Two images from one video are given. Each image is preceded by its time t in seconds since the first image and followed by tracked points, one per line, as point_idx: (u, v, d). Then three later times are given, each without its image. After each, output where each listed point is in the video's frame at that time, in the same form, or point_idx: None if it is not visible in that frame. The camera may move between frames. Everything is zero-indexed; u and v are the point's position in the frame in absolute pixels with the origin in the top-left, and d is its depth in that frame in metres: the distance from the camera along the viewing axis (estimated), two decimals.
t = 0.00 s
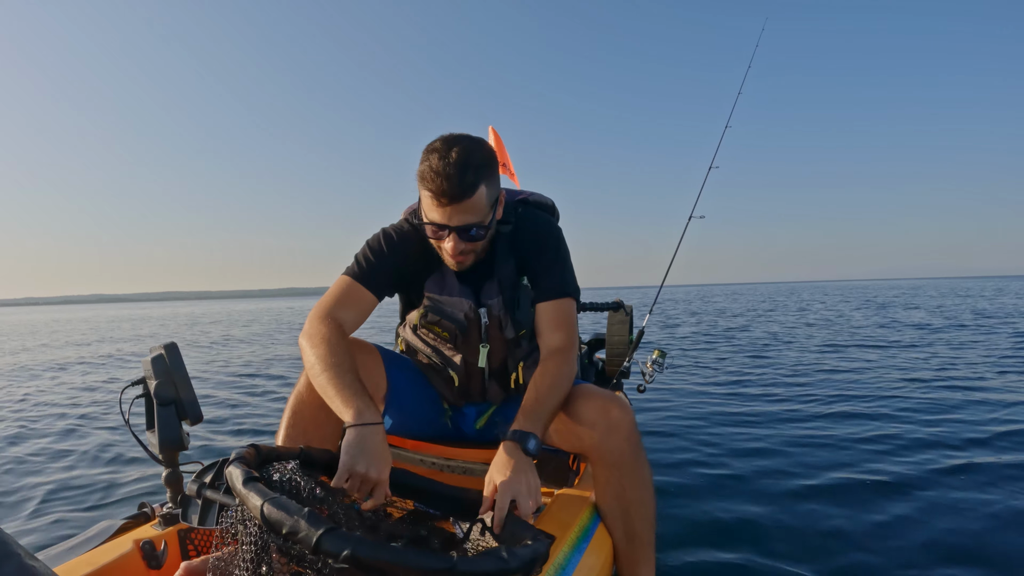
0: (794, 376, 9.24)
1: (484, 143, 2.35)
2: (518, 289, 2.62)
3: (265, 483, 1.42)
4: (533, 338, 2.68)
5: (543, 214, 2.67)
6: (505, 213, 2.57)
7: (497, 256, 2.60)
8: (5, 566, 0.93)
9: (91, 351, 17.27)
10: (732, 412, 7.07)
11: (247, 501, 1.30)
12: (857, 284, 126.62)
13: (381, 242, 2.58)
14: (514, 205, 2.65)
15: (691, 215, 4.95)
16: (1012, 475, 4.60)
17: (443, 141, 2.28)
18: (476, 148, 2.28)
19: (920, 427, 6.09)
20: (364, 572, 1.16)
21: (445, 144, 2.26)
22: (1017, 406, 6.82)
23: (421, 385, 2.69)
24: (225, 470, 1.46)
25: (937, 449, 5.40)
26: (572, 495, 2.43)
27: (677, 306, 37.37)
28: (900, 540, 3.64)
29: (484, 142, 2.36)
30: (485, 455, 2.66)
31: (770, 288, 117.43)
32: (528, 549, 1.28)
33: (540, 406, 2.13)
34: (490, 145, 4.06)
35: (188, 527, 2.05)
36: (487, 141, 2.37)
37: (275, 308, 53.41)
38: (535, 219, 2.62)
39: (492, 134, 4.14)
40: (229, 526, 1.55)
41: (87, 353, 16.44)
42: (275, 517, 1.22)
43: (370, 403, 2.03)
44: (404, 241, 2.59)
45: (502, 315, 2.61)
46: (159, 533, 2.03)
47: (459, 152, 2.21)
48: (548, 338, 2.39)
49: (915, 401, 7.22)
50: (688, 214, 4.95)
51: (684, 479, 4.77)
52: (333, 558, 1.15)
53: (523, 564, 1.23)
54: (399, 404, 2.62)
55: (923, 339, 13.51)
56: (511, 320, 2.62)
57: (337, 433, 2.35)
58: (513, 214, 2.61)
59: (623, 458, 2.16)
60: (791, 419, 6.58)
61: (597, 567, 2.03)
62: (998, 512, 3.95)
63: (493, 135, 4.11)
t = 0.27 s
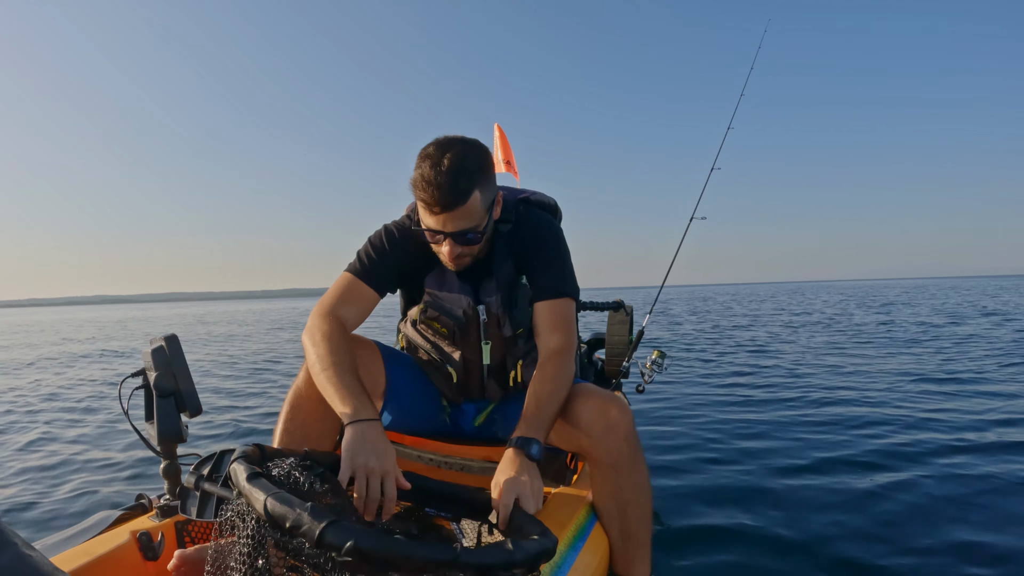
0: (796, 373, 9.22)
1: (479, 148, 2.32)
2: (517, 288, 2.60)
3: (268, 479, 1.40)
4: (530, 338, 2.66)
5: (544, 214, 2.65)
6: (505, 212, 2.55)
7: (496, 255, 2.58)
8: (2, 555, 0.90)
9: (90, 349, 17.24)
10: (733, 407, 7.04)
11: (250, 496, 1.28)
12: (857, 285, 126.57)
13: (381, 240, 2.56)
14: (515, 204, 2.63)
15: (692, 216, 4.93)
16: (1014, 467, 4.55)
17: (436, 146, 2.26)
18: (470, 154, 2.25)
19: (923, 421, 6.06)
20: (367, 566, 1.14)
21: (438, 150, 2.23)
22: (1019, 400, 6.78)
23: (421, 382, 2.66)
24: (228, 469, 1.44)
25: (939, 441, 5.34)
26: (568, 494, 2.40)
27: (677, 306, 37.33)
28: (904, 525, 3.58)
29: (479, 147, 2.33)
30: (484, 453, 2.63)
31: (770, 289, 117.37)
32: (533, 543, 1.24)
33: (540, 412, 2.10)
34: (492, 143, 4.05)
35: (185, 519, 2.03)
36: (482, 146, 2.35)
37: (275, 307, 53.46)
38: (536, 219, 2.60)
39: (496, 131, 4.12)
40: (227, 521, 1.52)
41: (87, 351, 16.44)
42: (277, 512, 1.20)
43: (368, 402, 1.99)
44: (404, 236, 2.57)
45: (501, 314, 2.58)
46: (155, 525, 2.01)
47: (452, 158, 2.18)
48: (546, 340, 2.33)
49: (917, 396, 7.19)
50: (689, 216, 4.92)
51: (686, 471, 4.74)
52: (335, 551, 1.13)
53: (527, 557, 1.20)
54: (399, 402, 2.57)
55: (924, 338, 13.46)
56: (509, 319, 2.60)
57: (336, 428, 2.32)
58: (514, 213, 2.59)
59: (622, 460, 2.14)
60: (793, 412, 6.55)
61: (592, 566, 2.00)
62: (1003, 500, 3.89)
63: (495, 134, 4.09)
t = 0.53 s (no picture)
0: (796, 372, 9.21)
1: (476, 160, 2.29)
2: (525, 290, 2.57)
3: (266, 483, 1.40)
4: (535, 338, 2.64)
5: (550, 215, 2.67)
6: (512, 214, 2.56)
7: (504, 256, 2.58)
8: (5, 557, 0.91)
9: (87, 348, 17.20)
10: (733, 405, 7.04)
11: (248, 501, 1.28)
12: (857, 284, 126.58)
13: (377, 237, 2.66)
14: (521, 206, 2.65)
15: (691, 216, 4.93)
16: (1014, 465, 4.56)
17: (433, 159, 2.25)
18: (465, 169, 2.23)
19: (923, 420, 6.06)
20: (365, 572, 1.14)
21: (433, 164, 2.23)
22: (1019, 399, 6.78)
23: (421, 383, 2.66)
24: (226, 472, 1.44)
25: (939, 438, 5.34)
26: (568, 493, 2.40)
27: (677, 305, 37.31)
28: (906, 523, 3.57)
29: (476, 159, 2.30)
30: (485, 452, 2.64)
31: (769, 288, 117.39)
32: (532, 547, 1.24)
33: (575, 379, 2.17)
34: (492, 142, 4.05)
35: (186, 521, 2.03)
36: (478, 156, 2.33)
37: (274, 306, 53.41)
38: (544, 221, 2.63)
39: (493, 130, 4.12)
40: (227, 524, 1.53)
41: (84, 350, 16.41)
42: (275, 518, 1.20)
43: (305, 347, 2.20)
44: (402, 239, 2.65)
45: (505, 314, 2.55)
46: (157, 527, 2.01)
47: (445, 174, 2.18)
48: (565, 337, 2.42)
49: (917, 395, 7.19)
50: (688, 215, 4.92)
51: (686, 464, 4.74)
52: (334, 557, 1.13)
53: (526, 561, 1.20)
54: (400, 404, 2.53)
55: (922, 337, 13.49)
56: (515, 320, 2.56)
57: (335, 428, 2.33)
58: (520, 215, 2.59)
59: (627, 457, 2.15)
60: (792, 410, 6.55)
61: (594, 565, 2.00)
62: (1005, 499, 3.89)
63: (493, 133, 4.10)
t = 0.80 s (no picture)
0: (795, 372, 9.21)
1: (466, 165, 2.28)
2: (523, 292, 2.52)
3: (268, 487, 1.40)
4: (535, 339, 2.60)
5: (549, 218, 2.65)
6: (508, 216, 2.55)
7: (501, 258, 2.55)
8: (7, 566, 0.91)
9: (83, 347, 17.12)
10: (733, 404, 7.04)
11: (251, 506, 1.28)
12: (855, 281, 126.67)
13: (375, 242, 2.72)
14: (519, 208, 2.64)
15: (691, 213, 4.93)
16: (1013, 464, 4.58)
17: (423, 166, 2.25)
18: (455, 175, 2.22)
19: (923, 419, 6.07)
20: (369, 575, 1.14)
21: (423, 172, 2.23)
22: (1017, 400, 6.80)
23: (422, 384, 2.65)
24: (228, 476, 1.44)
25: (939, 438, 5.36)
26: (571, 493, 2.40)
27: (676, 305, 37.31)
28: (908, 523, 3.58)
29: (466, 164, 2.29)
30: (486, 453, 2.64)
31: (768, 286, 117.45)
32: (536, 548, 1.24)
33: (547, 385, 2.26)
34: (490, 143, 4.05)
35: (189, 527, 2.04)
36: (469, 160, 2.32)
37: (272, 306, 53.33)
38: (543, 222, 2.61)
39: (490, 131, 4.13)
40: (230, 529, 1.52)
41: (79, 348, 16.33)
42: (278, 523, 1.20)
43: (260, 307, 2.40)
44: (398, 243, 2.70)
45: (502, 315, 2.51)
46: (160, 533, 2.01)
47: (435, 181, 2.18)
48: (558, 339, 2.51)
49: (916, 395, 7.20)
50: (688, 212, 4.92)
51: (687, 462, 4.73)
52: (338, 561, 1.13)
53: (529, 562, 1.20)
54: (402, 407, 2.53)
55: (918, 338, 13.56)
56: (513, 321, 2.52)
57: (338, 431, 2.33)
58: (518, 217, 2.58)
59: (627, 455, 2.15)
60: (793, 409, 6.56)
61: (597, 565, 2.01)
62: (1005, 498, 3.90)
63: (490, 134, 4.10)
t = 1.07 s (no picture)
0: (796, 374, 9.21)
1: (449, 170, 2.28)
2: (501, 297, 2.50)
3: (273, 495, 1.39)
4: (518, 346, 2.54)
5: (537, 224, 2.64)
6: (494, 220, 2.54)
7: (484, 262, 2.53)
8: None
9: (81, 347, 17.05)
10: (734, 405, 7.04)
11: (256, 514, 1.28)
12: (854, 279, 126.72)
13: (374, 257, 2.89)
14: (508, 212, 2.62)
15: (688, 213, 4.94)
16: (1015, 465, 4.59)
17: (407, 171, 2.25)
18: (438, 180, 2.22)
19: (924, 421, 6.07)
20: None
21: (406, 177, 2.22)
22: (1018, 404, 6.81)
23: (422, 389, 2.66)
24: (233, 484, 1.44)
25: (940, 440, 5.36)
26: (577, 494, 2.39)
27: (675, 306, 37.30)
28: (911, 522, 3.58)
29: (450, 168, 2.29)
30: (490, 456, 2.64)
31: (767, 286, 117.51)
32: (541, 550, 1.24)
33: (489, 419, 2.30)
34: (487, 146, 4.07)
35: (194, 536, 2.04)
36: (454, 163, 2.33)
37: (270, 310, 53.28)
38: (529, 228, 2.60)
39: (486, 135, 4.14)
40: (236, 536, 1.52)
41: (78, 348, 16.26)
42: (283, 530, 1.20)
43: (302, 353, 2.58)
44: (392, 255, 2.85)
45: (483, 322, 2.51)
46: (166, 542, 2.01)
47: (418, 186, 2.18)
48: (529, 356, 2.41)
49: (917, 399, 7.20)
50: (686, 212, 4.93)
51: (689, 463, 4.73)
52: (343, 567, 1.13)
53: (535, 565, 1.20)
54: (404, 411, 2.53)
55: (917, 342, 13.60)
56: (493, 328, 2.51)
57: (342, 437, 2.33)
58: (504, 221, 2.57)
59: (628, 454, 2.14)
60: (794, 412, 6.55)
61: (603, 566, 2.00)
62: (1008, 498, 3.91)
63: (487, 138, 4.11)
